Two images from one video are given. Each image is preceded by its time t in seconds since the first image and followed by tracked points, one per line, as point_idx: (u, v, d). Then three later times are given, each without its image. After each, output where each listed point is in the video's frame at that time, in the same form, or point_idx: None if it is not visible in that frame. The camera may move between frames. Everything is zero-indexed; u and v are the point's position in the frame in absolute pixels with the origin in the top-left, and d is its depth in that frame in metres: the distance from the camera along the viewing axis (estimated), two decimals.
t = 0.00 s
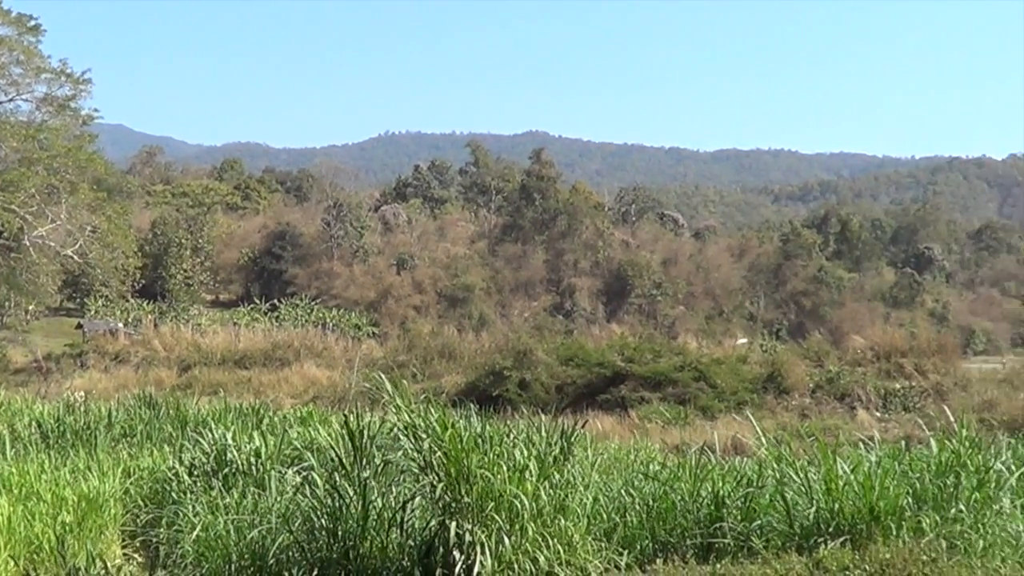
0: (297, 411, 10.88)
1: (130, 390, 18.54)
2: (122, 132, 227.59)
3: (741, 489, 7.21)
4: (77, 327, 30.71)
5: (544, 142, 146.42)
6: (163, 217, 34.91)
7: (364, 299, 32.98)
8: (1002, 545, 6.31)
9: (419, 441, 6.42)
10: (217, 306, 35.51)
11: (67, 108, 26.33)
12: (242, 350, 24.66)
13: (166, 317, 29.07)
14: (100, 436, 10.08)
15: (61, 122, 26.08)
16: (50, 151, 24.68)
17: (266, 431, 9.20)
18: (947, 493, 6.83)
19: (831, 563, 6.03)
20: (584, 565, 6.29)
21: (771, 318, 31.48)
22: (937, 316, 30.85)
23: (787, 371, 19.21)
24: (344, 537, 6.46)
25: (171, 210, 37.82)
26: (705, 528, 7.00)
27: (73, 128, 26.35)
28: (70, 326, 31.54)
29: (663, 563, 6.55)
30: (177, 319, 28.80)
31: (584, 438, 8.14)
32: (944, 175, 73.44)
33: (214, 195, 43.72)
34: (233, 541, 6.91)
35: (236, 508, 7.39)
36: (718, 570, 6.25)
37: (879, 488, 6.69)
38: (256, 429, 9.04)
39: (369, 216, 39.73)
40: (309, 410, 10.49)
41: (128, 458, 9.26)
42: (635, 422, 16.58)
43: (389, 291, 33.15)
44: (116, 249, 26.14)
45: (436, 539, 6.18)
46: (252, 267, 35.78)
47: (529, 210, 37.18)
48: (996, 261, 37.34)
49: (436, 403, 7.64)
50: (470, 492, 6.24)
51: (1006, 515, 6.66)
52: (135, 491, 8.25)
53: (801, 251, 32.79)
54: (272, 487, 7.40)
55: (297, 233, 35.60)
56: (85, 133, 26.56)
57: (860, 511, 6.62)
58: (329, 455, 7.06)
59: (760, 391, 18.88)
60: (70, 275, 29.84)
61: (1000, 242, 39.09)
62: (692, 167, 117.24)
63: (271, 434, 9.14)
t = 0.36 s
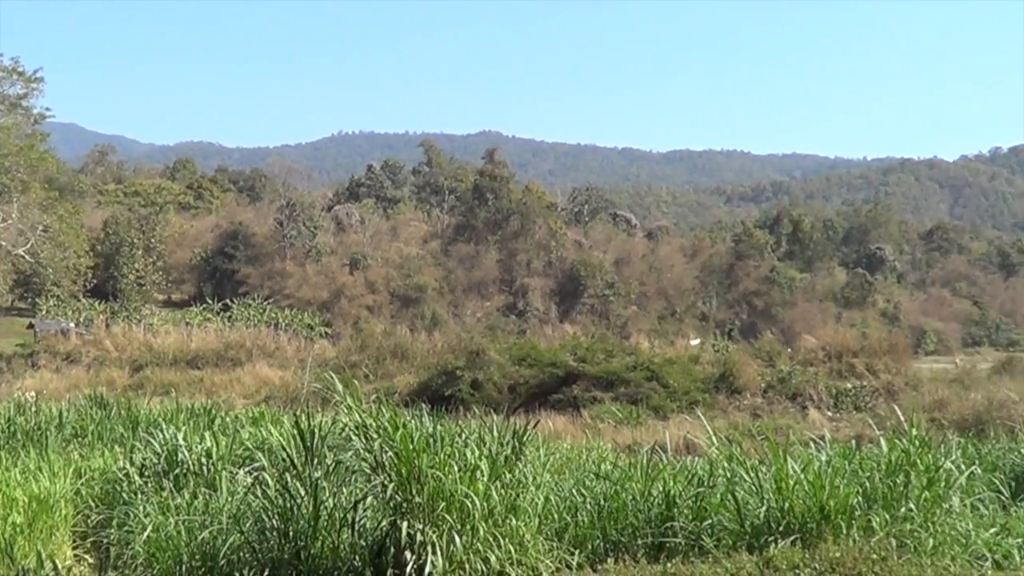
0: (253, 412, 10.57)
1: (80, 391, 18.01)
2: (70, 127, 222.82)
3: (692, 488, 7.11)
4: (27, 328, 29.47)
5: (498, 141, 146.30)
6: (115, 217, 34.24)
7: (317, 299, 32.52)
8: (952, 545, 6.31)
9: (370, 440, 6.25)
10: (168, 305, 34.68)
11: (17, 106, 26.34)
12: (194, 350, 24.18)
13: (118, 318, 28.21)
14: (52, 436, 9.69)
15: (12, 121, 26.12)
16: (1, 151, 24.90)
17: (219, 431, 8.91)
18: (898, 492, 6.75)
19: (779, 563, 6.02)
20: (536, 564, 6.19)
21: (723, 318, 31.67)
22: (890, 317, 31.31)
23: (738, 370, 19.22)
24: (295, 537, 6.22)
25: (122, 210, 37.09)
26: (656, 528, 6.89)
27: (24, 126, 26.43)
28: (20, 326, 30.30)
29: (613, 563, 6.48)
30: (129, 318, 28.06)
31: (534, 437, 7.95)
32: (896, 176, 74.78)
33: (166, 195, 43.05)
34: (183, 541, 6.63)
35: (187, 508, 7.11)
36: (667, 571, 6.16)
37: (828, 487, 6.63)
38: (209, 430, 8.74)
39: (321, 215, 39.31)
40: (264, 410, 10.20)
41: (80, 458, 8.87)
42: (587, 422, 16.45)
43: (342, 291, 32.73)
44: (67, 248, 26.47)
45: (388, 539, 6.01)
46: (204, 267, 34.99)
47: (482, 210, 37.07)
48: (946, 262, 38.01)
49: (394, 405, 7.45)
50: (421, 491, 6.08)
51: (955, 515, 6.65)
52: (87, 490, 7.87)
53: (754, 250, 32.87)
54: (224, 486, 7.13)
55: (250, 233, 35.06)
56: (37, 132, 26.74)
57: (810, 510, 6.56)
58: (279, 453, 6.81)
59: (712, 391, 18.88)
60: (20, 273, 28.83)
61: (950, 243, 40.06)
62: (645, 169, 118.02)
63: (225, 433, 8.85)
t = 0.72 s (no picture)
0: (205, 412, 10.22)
1: (26, 390, 17.35)
2: (13, 122, 217.05)
3: (640, 488, 7.03)
4: None
5: (451, 140, 145.79)
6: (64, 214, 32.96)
7: (267, 297, 31.95)
8: (898, 543, 6.24)
9: (319, 440, 6.00)
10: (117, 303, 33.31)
11: None
12: (143, 349, 23.58)
13: (67, 317, 27.34)
14: None
15: None
16: None
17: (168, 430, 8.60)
18: (845, 492, 6.73)
19: (726, 561, 5.93)
20: (485, 563, 6.05)
21: (672, 318, 31.79)
22: (839, 317, 31.72)
23: (688, 370, 19.29)
24: (243, 537, 6.05)
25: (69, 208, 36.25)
26: (604, 526, 6.79)
27: None
28: None
29: (561, 562, 6.37)
30: (79, 317, 27.29)
31: (483, 436, 7.80)
32: (845, 177, 75.89)
33: (115, 194, 42.73)
34: (132, 540, 6.40)
35: (136, 508, 6.85)
36: (614, 570, 6.05)
37: (776, 486, 6.57)
38: (159, 429, 8.44)
39: (271, 214, 38.72)
40: (216, 409, 9.87)
41: (27, 458, 8.51)
42: (537, 421, 16.31)
43: (292, 290, 32.22)
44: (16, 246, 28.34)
45: (336, 538, 5.84)
46: (153, 266, 34.04)
47: (432, 210, 36.82)
48: (895, 264, 38.67)
49: (344, 406, 7.27)
50: (370, 490, 5.86)
51: (900, 515, 6.62)
52: (34, 490, 7.56)
53: (703, 251, 33.30)
54: (172, 486, 6.88)
55: (199, 232, 34.17)
56: None
57: (758, 509, 6.49)
58: (228, 452, 6.59)
59: (661, 390, 18.91)
60: None
61: (899, 243, 40.69)
62: (597, 170, 118.37)
63: (174, 433, 8.55)
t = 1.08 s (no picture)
0: (154, 411, 9.88)
1: None
2: None
3: (587, 486, 6.94)
4: None
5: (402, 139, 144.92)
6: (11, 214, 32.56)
7: (215, 296, 31.42)
8: (845, 542, 6.21)
9: (265, 439, 5.90)
10: (64, 302, 32.62)
11: None
12: (90, 347, 23.03)
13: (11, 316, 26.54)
14: None
15: None
16: None
17: (116, 430, 8.28)
18: (792, 491, 6.67)
19: (673, 560, 5.86)
20: (432, 564, 5.88)
21: (622, 317, 31.86)
22: (786, 317, 32.05)
23: (636, 370, 19.32)
24: (190, 537, 5.88)
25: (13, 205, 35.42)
26: (552, 526, 6.68)
27: None
28: None
29: (508, 561, 6.25)
30: (23, 315, 26.68)
31: (431, 435, 7.66)
32: (793, 178, 76.79)
33: (64, 190, 41.78)
34: (78, 540, 6.16)
35: (82, 507, 6.61)
36: (562, 570, 5.95)
37: (723, 485, 6.48)
38: (106, 428, 8.12)
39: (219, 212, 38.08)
40: (166, 409, 9.55)
41: None
42: (485, 420, 16.21)
43: (241, 289, 31.71)
44: None
45: (282, 537, 5.67)
46: (102, 264, 33.21)
47: (381, 210, 36.57)
48: (842, 263, 39.17)
49: (290, 406, 7.08)
50: (317, 490, 5.74)
51: (847, 513, 6.58)
52: None
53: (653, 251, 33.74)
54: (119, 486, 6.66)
55: (148, 229, 33.57)
56: None
57: (705, 507, 6.40)
58: (175, 451, 6.39)
59: (609, 390, 18.92)
60: None
61: (846, 244, 41.25)
62: (549, 170, 118.39)
63: (122, 432, 8.23)
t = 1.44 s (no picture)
0: (100, 409, 9.62)
1: None
2: None
3: (534, 484, 6.85)
4: None
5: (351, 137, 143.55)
6: None
7: (164, 295, 30.85)
8: (791, 540, 6.18)
9: (211, 438, 5.93)
10: (10, 301, 31.75)
11: None
12: (37, 346, 22.40)
13: None
14: None
15: None
16: None
17: (61, 428, 8.06)
18: (739, 487, 6.63)
19: (621, 558, 5.80)
20: (380, 562, 5.96)
21: (571, 316, 31.84)
22: (735, 315, 32.32)
23: (585, 368, 19.30)
24: (137, 536, 5.84)
25: None
26: (500, 524, 6.59)
27: None
28: None
29: (455, 560, 6.17)
30: None
31: (379, 434, 7.54)
32: (742, 177, 77.50)
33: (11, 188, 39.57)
34: (24, 540, 6.08)
35: (27, 507, 6.55)
36: (510, 568, 5.88)
37: (670, 483, 6.44)
38: (53, 426, 7.98)
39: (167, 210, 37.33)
40: (113, 407, 9.38)
41: None
42: (433, 419, 16.04)
43: (189, 287, 31.13)
44: None
45: (230, 537, 5.74)
46: (50, 262, 32.37)
47: (329, 207, 36.00)
48: (790, 262, 39.61)
49: (238, 405, 6.93)
50: (263, 489, 5.77)
51: (793, 511, 6.56)
52: None
53: (601, 249, 33.85)
54: (65, 485, 6.64)
55: (96, 228, 32.81)
56: None
57: (652, 505, 6.35)
58: (122, 450, 6.32)
59: (558, 388, 18.88)
60: None
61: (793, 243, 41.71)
62: (499, 169, 118.05)
63: (67, 431, 8.03)
